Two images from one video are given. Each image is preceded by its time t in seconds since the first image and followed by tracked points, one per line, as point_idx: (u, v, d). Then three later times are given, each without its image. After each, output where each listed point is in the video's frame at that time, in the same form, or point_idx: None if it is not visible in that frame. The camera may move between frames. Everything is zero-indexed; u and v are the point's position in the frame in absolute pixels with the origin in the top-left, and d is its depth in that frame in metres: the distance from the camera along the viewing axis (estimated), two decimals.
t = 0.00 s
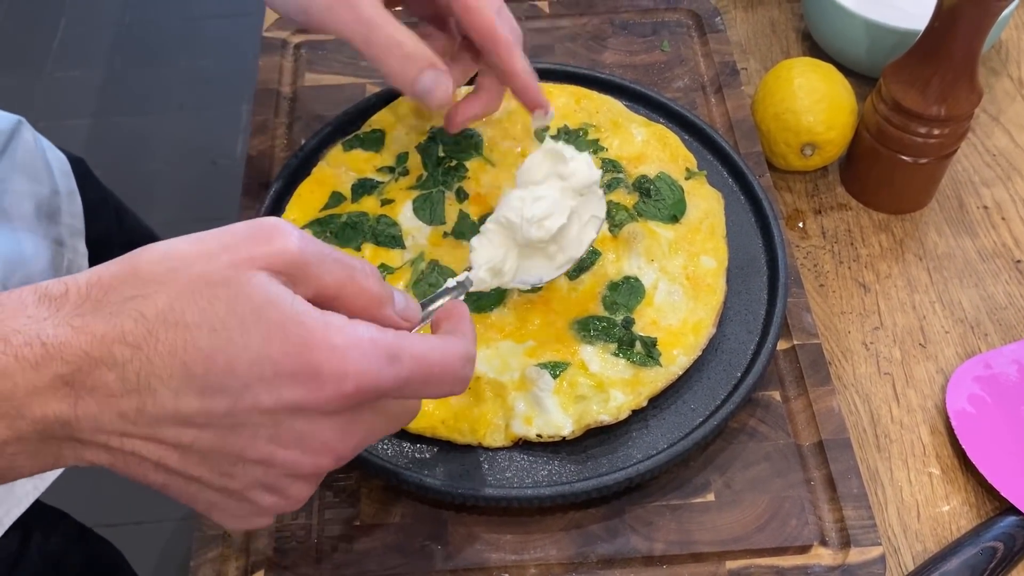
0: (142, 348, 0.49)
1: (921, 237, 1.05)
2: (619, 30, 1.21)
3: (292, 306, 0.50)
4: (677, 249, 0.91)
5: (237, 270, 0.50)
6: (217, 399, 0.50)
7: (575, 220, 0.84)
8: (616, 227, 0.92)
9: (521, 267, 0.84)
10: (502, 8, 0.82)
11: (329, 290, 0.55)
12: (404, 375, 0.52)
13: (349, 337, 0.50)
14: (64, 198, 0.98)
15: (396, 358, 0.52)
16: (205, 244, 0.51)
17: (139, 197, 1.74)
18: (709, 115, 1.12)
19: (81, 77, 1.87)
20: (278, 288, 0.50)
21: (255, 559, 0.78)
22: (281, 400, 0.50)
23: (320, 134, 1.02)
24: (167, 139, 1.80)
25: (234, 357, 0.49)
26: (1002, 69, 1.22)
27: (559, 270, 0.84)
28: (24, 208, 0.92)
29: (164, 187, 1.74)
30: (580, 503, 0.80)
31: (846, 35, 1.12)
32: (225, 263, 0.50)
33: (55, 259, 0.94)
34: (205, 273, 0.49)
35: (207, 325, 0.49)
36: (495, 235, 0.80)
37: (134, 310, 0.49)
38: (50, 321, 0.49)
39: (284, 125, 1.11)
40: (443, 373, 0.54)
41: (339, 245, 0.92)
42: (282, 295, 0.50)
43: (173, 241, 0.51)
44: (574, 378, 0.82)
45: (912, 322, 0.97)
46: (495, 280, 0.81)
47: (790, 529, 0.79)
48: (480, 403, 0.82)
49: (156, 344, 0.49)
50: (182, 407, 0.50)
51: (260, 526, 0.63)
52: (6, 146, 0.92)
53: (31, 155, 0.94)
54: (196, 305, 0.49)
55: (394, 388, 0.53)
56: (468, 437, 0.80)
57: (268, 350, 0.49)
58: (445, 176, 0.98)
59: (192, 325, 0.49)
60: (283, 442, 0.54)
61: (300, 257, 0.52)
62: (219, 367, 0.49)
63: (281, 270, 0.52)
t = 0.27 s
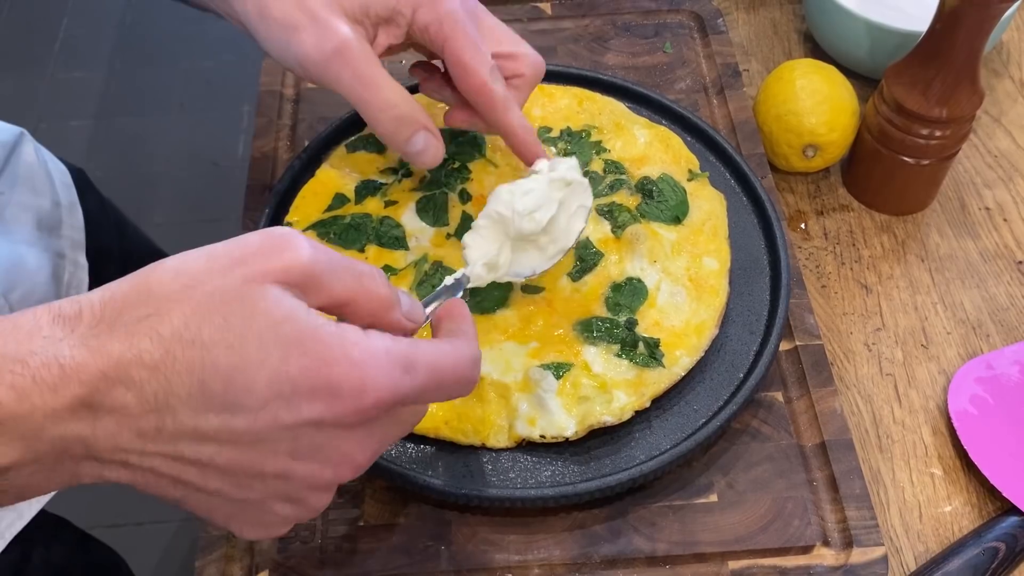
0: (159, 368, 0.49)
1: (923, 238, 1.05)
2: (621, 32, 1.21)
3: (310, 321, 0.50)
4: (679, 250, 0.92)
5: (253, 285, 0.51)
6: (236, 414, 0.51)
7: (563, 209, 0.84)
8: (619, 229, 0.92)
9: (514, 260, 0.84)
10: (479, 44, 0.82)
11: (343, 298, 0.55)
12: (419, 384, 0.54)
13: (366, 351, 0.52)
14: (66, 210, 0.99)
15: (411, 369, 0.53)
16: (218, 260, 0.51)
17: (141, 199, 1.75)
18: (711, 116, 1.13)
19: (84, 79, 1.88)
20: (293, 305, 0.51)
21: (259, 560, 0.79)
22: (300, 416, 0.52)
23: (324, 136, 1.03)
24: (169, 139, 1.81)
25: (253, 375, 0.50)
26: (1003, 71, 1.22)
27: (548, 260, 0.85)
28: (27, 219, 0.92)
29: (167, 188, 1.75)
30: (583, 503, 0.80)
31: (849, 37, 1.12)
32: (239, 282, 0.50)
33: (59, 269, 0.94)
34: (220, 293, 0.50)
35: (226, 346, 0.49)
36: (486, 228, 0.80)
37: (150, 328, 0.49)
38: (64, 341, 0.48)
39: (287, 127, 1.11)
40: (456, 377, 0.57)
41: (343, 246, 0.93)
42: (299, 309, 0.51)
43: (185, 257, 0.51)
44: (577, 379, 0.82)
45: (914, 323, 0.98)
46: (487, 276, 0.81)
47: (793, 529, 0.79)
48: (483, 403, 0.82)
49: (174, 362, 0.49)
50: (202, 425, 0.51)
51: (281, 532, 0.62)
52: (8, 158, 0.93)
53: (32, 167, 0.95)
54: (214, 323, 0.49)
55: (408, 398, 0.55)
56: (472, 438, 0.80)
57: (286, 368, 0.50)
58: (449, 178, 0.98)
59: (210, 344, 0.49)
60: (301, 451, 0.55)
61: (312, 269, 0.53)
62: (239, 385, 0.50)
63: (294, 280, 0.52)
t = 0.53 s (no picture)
0: (122, 417, 0.50)
1: (922, 237, 1.05)
2: (620, 32, 1.22)
3: (272, 358, 0.51)
4: (678, 250, 0.92)
5: (205, 321, 0.50)
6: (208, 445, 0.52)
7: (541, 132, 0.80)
8: (618, 228, 0.92)
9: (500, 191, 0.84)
10: None
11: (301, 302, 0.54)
12: (392, 399, 0.56)
13: (332, 382, 0.53)
14: (78, 219, 0.98)
15: (381, 389, 0.55)
16: (165, 292, 0.50)
17: (142, 198, 1.75)
18: (710, 115, 1.13)
19: (84, 79, 1.88)
20: (254, 339, 0.51)
21: (258, 558, 0.79)
22: (271, 443, 0.54)
23: (323, 135, 1.03)
24: (169, 139, 1.81)
25: (219, 419, 0.51)
26: (1002, 70, 1.22)
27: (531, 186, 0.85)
28: (38, 228, 0.92)
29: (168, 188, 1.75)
30: (582, 502, 0.80)
31: (848, 36, 1.12)
32: (195, 317, 0.50)
33: (67, 281, 0.93)
34: (177, 332, 0.50)
35: (187, 391, 0.50)
36: (469, 164, 0.78)
37: (103, 378, 0.50)
38: (17, 393, 0.50)
39: (286, 127, 1.11)
40: (429, 376, 0.58)
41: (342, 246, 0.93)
42: (258, 345, 0.51)
43: (128, 293, 0.51)
44: (576, 378, 0.82)
45: (913, 323, 0.98)
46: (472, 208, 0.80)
47: (791, 528, 0.80)
48: (482, 403, 0.82)
49: (137, 410, 0.50)
50: (175, 459, 0.53)
51: (275, 519, 0.64)
52: (24, 165, 0.92)
53: (48, 177, 0.94)
54: (169, 367, 0.50)
55: (382, 409, 0.56)
56: (471, 437, 0.80)
57: (252, 410, 0.51)
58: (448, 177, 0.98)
59: (170, 391, 0.50)
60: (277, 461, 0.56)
61: (270, 287, 0.52)
62: (206, 427, 0.51)
63: (247, 305, 0.51)
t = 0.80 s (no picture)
0: (98, 403, 0.48)
1: (925, 237, 1.05)
2: (622, 32, 1.21)
3: (247, 317, 0.47)
4: (681, 250, 0.92)
5: (170, 286, 0.46)
6: (201, 422, 0.50)
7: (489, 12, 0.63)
8: (621, 228, 0.92)
9: (481, 100, 0.64)
10: None
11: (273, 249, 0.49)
12: (397, 343, 0.53)
13: (318, 333, 0.49)
14: (87, 232, 1.00)
15: (380, 333, 0.51)
16: (123, 260, 0.46)
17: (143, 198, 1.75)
18: (712, 115, 1.13)
19: (85, 79, 1.88)
20: (228, 298, 0.47)
21: (260, 559, 0.79)
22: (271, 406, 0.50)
23: (325, 135, 1.03)
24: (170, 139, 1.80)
25: (206, 390, 0.48)
26: (1005, 70, 1.22)
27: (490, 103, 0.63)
28: (49, 241, 0.93)
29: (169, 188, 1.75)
30: (584, 503, 0.80)
31: (850, 37, 1.12)
32: (158, 285, 0.46)
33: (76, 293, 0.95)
34: (143, 302, 0.46)
35: (163, 364, 0.47)
36: (436, 80, 0.64)
37: (78, 366, 0.47)
38: None
39: (288, 127, 1.11)
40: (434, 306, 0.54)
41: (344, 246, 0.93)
42: (233, 304, 0.47)
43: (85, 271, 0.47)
44: (578, 379, 0.82)
45: (916, 323, 0.98)
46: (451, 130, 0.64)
47: (795, 529, 0.79)
48: (485, 403, 0.82)
49: (115, 393, 0.47)
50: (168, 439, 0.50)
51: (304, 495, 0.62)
52: (36, 179, 0.94)
53: (58, 189, 0.97)
54: (141, 348, 0.46)
55: (391, 350, 0.53)
56: (473, 438, 0.80)
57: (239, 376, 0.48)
58: (450, 177, 0.98)
59: (146, 369, 0.47)
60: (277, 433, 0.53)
61: (235, 238, 0.47)
62: (196, 404, 0.48)
63: (209, 262, 0.46)
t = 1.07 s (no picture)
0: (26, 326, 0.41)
1: (926, 238, 1.05)
2: (623, 32, 1.21)
3: (146, 180, 0.39)
4: (682, 251, 0.92)
5: (77, 174, 0.40)
6: (122, 361, 0.40)
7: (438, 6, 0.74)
8: (621, 229, 0.92)
9: None
10: None
11: (216, 145, 0.42)
12: (328, 184, 0.38)
13: (216, 183, 0.37)
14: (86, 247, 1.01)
15: (297, 169, 0.37)
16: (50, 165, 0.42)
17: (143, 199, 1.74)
18: (713, 116, 1.12)
19: (85, 80, 1.87)
20: (131, 171, 0.39)
21: (260, 561, 0.79)
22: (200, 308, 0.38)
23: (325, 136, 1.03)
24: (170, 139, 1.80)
25: (106, 282, 0.38)
26: (1005, 71, 1.22)
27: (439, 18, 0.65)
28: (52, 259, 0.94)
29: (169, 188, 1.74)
30: (585, 504, 0.80)
31: (850, 37, 1.12)
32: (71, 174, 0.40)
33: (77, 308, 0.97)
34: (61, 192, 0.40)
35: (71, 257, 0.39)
36: None
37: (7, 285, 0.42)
38: None
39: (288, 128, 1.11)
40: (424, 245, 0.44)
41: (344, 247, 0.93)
42: (127, 176, 0.39)
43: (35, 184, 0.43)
44: (579, 380, 0.82)
45: (917, 324, 0.97)
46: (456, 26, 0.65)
47: (796, 530, 0.79)
48: (486, 404, 0.82)
49: (33, 309, 0.41)
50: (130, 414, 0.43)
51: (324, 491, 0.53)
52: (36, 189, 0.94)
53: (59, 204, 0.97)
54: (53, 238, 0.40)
55: (330, 210, 0.38)
56: (473, 438, 0.80)
57: (135, 249, 0.38)
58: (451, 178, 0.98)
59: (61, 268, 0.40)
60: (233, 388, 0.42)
61: (147, 117, 0.41)
62: (98, 303, 0.39)
63: (130, 140, 0.40)
